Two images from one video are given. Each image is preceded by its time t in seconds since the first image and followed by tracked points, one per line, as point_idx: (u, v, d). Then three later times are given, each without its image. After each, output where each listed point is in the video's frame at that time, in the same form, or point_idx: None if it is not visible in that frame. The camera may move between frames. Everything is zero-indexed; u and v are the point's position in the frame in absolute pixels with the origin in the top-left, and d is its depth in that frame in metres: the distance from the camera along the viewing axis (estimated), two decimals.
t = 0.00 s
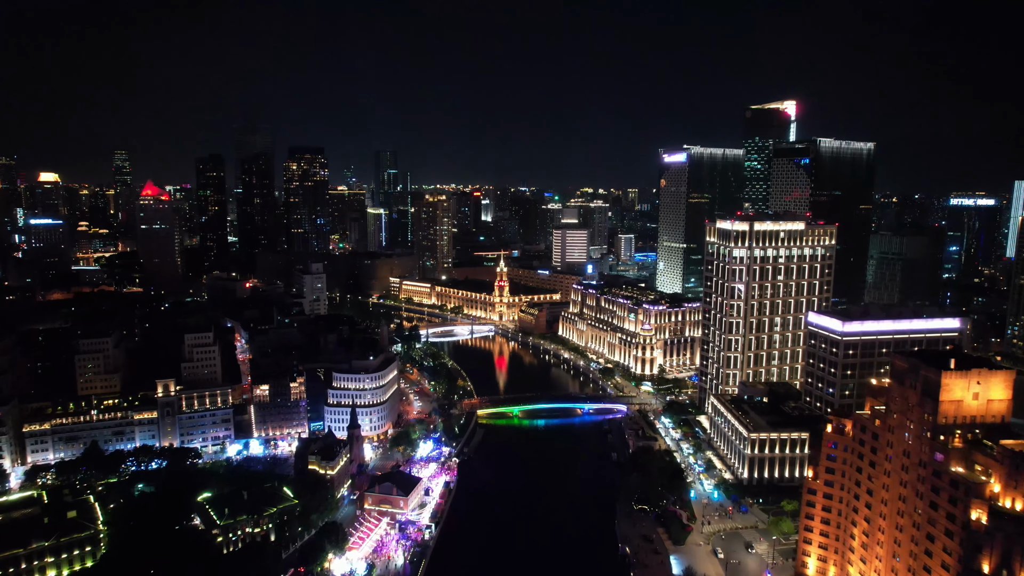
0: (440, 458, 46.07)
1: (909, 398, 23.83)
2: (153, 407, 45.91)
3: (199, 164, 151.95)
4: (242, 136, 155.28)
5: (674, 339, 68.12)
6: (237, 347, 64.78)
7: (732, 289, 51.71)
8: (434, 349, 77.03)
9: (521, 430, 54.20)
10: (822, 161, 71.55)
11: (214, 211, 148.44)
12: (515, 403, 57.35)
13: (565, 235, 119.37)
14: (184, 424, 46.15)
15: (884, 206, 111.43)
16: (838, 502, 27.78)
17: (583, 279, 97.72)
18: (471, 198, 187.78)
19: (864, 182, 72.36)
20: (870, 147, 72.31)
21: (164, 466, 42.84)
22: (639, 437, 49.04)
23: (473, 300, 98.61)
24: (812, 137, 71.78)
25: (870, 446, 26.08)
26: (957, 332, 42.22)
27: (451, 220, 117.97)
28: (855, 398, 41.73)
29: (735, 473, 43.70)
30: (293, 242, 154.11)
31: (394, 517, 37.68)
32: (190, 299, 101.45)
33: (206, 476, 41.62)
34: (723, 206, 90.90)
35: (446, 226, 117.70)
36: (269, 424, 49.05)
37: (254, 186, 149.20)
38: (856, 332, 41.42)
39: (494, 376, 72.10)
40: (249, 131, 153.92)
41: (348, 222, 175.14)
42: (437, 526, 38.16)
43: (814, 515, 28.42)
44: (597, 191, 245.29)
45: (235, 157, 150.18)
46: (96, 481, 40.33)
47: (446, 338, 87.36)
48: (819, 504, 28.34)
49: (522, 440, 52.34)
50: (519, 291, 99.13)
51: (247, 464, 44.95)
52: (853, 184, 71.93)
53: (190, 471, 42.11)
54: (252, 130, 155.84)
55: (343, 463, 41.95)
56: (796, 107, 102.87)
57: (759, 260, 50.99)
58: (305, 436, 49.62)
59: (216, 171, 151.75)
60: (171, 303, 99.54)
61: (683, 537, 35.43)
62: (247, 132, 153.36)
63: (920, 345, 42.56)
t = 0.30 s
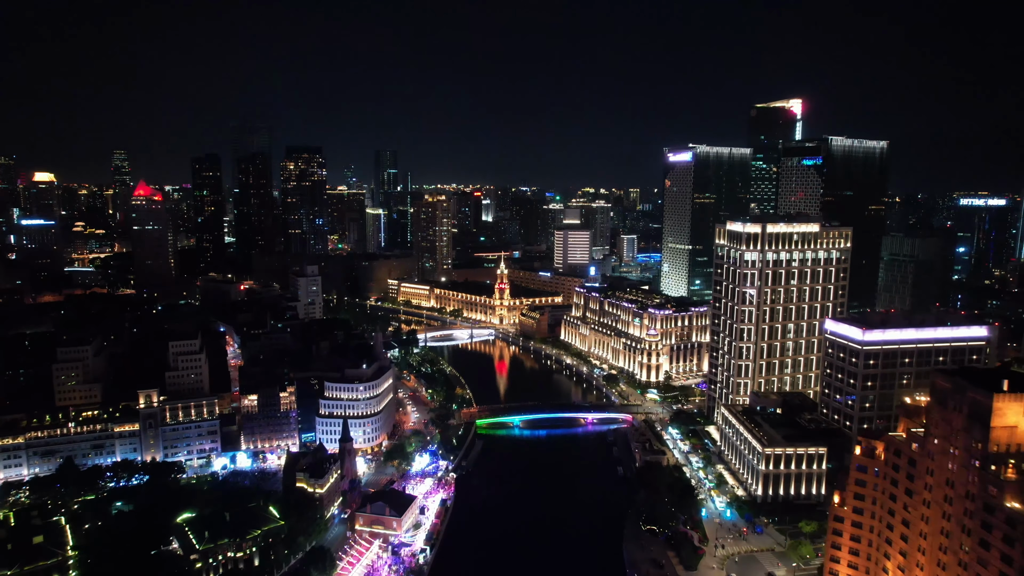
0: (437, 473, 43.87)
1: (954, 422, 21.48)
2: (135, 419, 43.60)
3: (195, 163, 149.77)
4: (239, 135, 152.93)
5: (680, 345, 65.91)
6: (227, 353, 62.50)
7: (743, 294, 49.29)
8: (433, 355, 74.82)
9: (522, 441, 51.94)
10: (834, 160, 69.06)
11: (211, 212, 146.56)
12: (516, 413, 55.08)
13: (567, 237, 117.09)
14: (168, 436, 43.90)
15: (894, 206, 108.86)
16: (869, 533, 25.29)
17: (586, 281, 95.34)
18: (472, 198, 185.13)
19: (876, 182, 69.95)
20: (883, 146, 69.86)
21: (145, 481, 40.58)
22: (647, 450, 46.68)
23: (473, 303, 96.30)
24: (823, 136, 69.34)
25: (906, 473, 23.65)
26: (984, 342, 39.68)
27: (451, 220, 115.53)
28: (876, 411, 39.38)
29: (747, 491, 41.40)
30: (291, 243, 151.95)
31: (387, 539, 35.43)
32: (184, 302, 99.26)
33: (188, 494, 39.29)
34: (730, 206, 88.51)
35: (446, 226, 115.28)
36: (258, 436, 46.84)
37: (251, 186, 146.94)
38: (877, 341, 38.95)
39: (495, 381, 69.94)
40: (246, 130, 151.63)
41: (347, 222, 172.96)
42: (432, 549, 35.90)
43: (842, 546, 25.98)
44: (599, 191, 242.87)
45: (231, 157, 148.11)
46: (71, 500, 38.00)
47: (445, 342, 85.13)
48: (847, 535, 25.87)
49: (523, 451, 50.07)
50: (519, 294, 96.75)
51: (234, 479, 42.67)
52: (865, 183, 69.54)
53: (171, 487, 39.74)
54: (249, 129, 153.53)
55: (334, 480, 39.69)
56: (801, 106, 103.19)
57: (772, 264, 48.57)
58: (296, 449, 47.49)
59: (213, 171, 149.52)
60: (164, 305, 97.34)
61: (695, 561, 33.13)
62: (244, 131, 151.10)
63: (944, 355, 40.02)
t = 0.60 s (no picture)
0: (433, 490, 41.45)
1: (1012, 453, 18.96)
2: (114, 431, 41.12)
3: (190, 163, 147.55)
4: (236, 134, 150.71)
5: (687, 351, 63.53)
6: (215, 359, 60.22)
7: (755, 299, 46.78)
8: (431, 360, 72.42)
9: (522, 454, 49.55)
10: (846, 159, 66.53)
11: (207, 212, 144.42)
12: (517, 423, 52.74)
13: (569, 237, 114.68)
14: (149, 451, 41.50)
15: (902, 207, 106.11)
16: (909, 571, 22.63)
17: (589, 284, 92.86)
18: (472, 198, 182.78)
19: (890, 181, 67.39)
20: (897, 144, 67.32)
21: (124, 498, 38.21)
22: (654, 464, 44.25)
23: (472, 306, 93.91)
24: (835, 134, 66.78)
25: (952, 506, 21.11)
26: (1014, 352, 37.10)
27: (450, 220, 113.08)
28: (899, 425, 36.86)
29: (762, 509, 38.94)
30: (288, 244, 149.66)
31: (378, 565, 32.98)
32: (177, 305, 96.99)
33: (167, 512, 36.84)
34: (737, 207, 86.09)
35: (445, 227, 112.84)
36: (244, 449, 44.38)
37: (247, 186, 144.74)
38: (901, 351, 36.41)
39: (495, 388, 67.60)
40: (242, 129, 149.42)
41: (345, 222, 170.84)
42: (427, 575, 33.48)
43: None
44: (600, 191, 240.38)
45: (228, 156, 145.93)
46: (43, 521, 35.61)
47: (444, 346, 82.74)
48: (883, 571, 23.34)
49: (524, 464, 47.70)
50: (520, 297, 94.27)
51: (218, 495, 40.30)
52: (878, 182, 67.03)
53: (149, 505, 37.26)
54: (245, 128, 151.16)
55: (322, 499, 37.27)
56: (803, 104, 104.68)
57: (787, 268, 46.08)
58: (284, 462, 45.06)
59: (209, 170, 147.31)
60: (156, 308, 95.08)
61: None
62: (241, 130, 148.93)
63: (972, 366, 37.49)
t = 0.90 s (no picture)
0: (427, 509, 39.01)
1: None
2: (89, 447, 38.66)
3: (186, 163, 145.39)
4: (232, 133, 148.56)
5: (695, 357, 61.14)
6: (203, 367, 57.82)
7: (770, 306, 44.23)
8: (427, 367, 69.95)
9: (523, 468, 47.15)
10: (860, 158, 63.97)
11: (203, 212, 142.34)
12: (517, 436, 50.39)
13: (571, 239, 112.26)
14: (127, 466, 39.05)
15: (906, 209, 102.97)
16: None
17: (592, 286, 90.34)
18: (473, 198, 180.29)
19: (905, 180, 64.71)
20: (912, 142, 64.67)
21: (99, 517, 35.70)
22: (662, 480, 41.78)
23: (472, 310, 91.48)
24: (849, 132, 64.24)
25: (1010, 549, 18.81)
26: None
27: (450, 221, 110.60)
28: (928, 443, 34.32)
29: (779, 531, 36.38)
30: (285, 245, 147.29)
31: None
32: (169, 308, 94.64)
33: (142, 536, 34.37)
34: (745, 207, 83.66)
35: (445, 228, 110.41)
36: (230, 464, 41.75)
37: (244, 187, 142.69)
38: (930, 363, 33.94)
39: (495, 395, 65.23)
40: (239, 128, 147.24)
41: (344, 223, 169.33)
42: None
43: None
44: (602, 191, 237.87)
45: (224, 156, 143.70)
46: (9, 544, 33.00)
47: (443, 351, 80.33)
48: None
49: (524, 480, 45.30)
50: (521, 300, 91.80)
51: (200, 515, 37.79)
52: (893, 182, 64.37)
53: (123, 527, 34.76)
54: (241, 127, 148.74)
55: (308, 521, 34.81)
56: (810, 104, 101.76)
57: (802, 272, 43.56)
58: (271, 478, 42.47)
59: (204, 169, 144.93)
60: (147, 312, 92.70)
61: None
62: (237, 129, 146.75)
63: (1004, 380, 34.92)
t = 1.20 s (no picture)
0: (421, 531, 36.47)
1: None
2: (61, 466, 36.22)
3: (181, 162, 143.08)
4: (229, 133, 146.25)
5: (702, 365, 58.68)
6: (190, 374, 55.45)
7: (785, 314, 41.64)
8: (424, 373, 67.56)
9: (523, 485, 44.71)
10: (875, 157, 61.50)
11: (198, 213, 140.16)
12: (517, 448, 47.97)
13: (573, 240, 109.73)
14: (102, 485, 36.63)
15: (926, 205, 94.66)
16: None
17: (594, 290, 87.84)
18: (473, 198, 177.73)
19: (920, 180, 62.41)
20: (930, 140, 62.15)
21: (68, 541, 33.25)
22: (672, 499, 39.31)
23: (471, 313, 89.04)
24: (862, 130, 61.64)
25: None
26: None
27: (449, 222, 108.12)
28: (960, 463, 31.91)
29: (799, 557, 33.87)
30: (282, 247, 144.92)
31: None
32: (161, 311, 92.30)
33: (114, 562, 31.93)
34: (753, 207, 81.20)
35: (444, 229, 107.94)
36: (213, 480, 39.14)
37: (240, 186, 140.27)
38: (963, 378, 31.48)
39: (495, 402, 62.81)
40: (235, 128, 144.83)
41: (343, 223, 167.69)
42: None
43: None
44: (603, 191, 235.42)
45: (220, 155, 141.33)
46: None
47: (441, 356, 77.89)
48: None
49: (524, 497, 42.87)
50: (521, 303, 89.35)
51: (178, 538, 35.26)
52: (909, 183, 62.07)
53: (93, 553, 32.34)
54: (237, 126, 146.40)
55: (292, 548, 32.25)
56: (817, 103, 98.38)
57: (820, 278, 41.00)
58: (256, 496, 39.93)
59: (199, 169, 142.68)
60: (138, 315, 90.38)
61: None
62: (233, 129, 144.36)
63: None
